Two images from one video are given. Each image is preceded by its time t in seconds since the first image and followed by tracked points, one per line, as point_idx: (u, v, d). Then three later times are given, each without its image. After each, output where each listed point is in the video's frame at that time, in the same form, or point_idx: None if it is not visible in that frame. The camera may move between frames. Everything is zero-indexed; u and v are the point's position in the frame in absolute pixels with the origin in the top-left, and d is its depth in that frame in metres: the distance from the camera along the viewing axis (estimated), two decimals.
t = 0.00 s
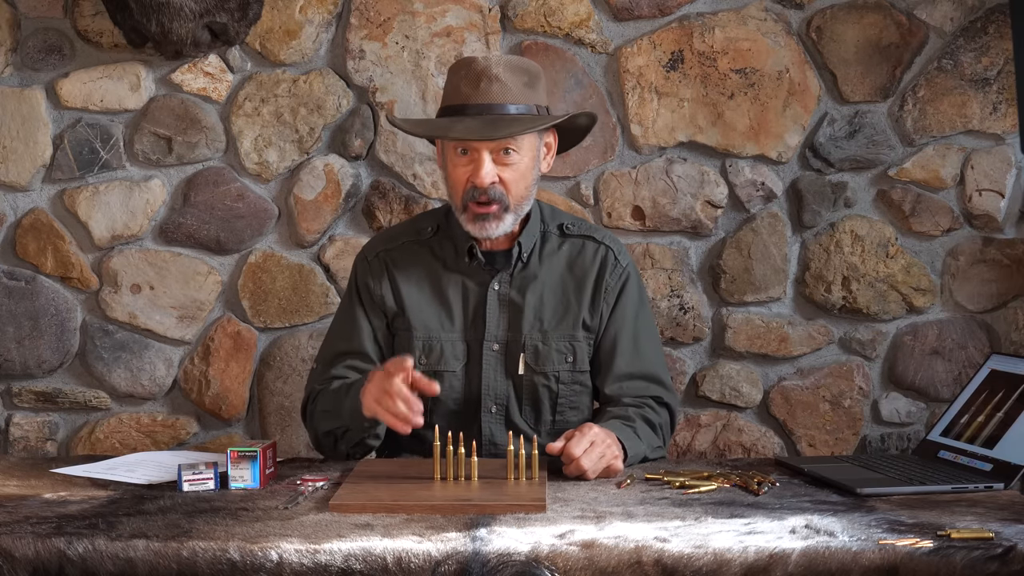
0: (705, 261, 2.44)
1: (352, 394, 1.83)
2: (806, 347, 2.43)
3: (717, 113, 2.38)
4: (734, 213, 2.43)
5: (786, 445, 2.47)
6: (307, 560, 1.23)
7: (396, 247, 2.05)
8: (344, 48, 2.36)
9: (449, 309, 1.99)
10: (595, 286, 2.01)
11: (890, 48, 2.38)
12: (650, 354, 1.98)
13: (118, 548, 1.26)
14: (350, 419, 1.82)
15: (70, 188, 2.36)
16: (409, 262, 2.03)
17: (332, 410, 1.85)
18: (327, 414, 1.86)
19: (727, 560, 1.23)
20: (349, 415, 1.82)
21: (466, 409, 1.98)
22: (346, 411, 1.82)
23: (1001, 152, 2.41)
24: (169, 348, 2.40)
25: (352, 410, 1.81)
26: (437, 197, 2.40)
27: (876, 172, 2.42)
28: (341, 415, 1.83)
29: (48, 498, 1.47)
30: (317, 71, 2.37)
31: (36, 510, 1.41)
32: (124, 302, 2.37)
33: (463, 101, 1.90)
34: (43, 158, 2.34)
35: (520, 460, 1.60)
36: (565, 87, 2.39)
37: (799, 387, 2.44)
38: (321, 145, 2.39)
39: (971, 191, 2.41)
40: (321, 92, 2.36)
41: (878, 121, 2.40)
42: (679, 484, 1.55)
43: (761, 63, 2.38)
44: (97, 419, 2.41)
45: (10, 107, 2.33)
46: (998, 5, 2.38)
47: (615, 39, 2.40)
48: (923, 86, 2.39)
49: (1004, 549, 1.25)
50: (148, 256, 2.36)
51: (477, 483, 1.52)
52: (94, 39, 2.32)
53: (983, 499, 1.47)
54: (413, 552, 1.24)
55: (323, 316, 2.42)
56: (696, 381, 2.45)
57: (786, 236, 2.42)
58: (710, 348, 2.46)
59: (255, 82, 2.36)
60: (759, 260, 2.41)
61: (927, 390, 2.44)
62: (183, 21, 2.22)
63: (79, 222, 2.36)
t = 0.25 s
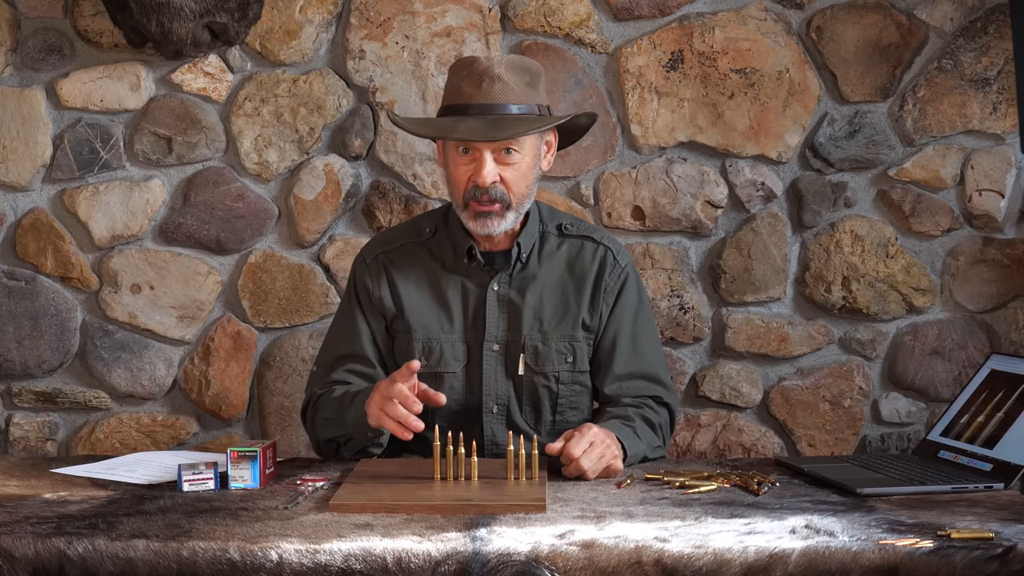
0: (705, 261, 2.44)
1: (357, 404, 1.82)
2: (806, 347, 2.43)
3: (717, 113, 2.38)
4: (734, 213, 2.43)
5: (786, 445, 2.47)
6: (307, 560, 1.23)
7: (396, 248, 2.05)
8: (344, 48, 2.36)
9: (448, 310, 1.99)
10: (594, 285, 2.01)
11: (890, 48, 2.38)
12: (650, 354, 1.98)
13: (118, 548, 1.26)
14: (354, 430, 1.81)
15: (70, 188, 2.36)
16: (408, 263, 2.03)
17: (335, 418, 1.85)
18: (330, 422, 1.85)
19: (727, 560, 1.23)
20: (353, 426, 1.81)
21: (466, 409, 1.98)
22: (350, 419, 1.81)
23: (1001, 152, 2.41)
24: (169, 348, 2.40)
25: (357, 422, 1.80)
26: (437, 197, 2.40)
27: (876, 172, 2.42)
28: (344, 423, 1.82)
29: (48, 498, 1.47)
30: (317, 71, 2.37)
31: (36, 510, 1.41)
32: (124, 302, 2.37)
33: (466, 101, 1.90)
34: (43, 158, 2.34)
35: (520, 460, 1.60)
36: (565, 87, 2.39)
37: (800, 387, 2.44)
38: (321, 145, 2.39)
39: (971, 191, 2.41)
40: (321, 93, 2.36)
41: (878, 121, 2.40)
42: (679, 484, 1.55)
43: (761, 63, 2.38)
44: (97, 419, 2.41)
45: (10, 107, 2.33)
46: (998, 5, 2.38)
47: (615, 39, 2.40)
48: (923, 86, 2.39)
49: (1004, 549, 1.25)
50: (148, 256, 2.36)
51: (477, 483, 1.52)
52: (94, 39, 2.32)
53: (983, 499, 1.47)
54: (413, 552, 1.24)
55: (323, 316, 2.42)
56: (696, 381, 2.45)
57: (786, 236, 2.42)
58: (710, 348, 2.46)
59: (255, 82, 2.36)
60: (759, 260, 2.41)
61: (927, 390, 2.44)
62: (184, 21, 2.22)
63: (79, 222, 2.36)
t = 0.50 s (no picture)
0: (705, 261, 2.44)
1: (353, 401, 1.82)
2: (806, 347, 2.43)
3: (717, 113, 2.38)
4: (734, 213, 2.43)
5: (786, 445, 2.47)
6: (307, 560, 1.23)
7: (392, 249, 2.05)
8: (344, 48, 2.36)
9: (444, 310, 1.99)
10: (590, 285, 2.01)
11: (890, 48, 2.38)
12: (646, 354, 1.98)
13: (118, 548, 1.26)
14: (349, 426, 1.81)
15: (70, 188, 2.36)
16: (404, 263, 2.03)
17: (332, 415, 1.85)
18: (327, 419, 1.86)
19: (727, 560, 1.23)
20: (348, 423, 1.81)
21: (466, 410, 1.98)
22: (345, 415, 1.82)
23: (1001, 152, 2.41)
24: (169, 348, 2.40)
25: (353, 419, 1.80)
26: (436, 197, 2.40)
27: (876, 172, 2.42)
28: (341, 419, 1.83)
29: (48, 498, 1.47)
30: (317, 71, 2.37)
31: (36, 510, 1.41)
32: (124, 302, 2.37)
33: (467, 93, 1.90)
34: (43, 159, 2.34)
35: (519, 460, 1.60)
36: (565, 87, 2.39)
37: (800, 387, 2.44)
38: (321, 145, 2.39)
39: (971, 191, 2.41)
40: (321, 93, 2.36)
41: (878, 121, 2.40)
42: (679, 484, 1.55)
43: (761, 63, 2.38)
44: (97, 419, 2.41)
45: (10, 107, 2.33)
46: (998, 5, 2.38)
47: (615, 39, 2.40)
48: (923, 86, 2.39)
49: (1004, 549, 1.25)
50: (148, 256, 2.36)
51: (477, 483, 1.52)
52: (94, 39, 2.32)
53: (983, 499, 1.47)
54: (413, 552, 1.24)
55: (323, 316, 2.42)
56: (696, 381, 2.45)
57: (786, 236, 2.42)
58: (710, 348, 2.46)
59: (255, 82, 2.36)
60: (759, 260, 2.41)
61: (927, 390, 2.44)
62: (184, 21, 2.22)
63: (79, 222, 2.36)
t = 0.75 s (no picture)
0: (705, 261, 2.44)
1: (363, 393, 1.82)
2: (806, 347, 2.43)
3: (717, 113, 2.38)
4: (734, 213, 2.43)
5: (786, 445, 2.47)
6: (307, 560, 1.23)
7: (391, 249, 2.05)
8: (344, 48, 2.36)
9: (444, 310, 1.99)
10: (589, 286, 2.01)
11: (890, 48, 2.38)
12: (644, 355, 1.98)
13: (118, 548, 1.26)
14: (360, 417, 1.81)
15: (70, 188, 2.36)
16: (403, 263, 2.03)
17: (342, 407, 1.85)
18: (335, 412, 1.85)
19: (727, 560, 1.23)
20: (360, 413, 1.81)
21: (465, 412, 1.97)
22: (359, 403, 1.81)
23: (1001, 152, 2.41)
24: (169, 348, 2.40)
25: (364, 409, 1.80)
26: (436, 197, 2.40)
27: (876, 172, 2.42)
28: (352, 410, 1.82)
29: (48, 498, 1.47)
30: (317, 71, 2.37)
31: (36, 510, 1.41)
32: (124, 302, 2.37)
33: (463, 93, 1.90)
34: (43, 158, 2.34)
35: (519, 460, 1.60)
36: (565, 87, 2.39)
37: (799, 387, 2.44)
38: (321, 145, 2.39)
39: (971, 191, 2.41)
40: (321, 93, 2.36)
41: (878, 121, 2.40)
42: (679, 484, 1.55)
43: (761, 63, 2.38)
44: (97, 419, 2.41)
45: (10, 107, 2.33)
46: (998, 5, 2.38)
47: (615, 39, 2.40)
48: (923, 86, 2.39)
49: (1004, 549, 1.25)
50: (148, 256, 2.36)
51: (477, 483, 1.52)
52: (94, 39, 2.32)
53: (983, 499, 1.47)
54: (413, 552, 1.24)
55: (323, 316, 2.42)
56: (696, 381, 2.45)
57: (786, 236, 2.42)
58: (710, 348, 2.46)
59: (255, 82, 2.36)
60: (759, 260, 2.41)
61: (927, 390, 2.44)
62: (184, 21, 2.22)
63: (79, 222, 2.36)
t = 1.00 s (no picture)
0: (705, 261, 2.44)
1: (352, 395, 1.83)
2: (806, 348, 2.43)
3: (717, 113, 2.38)
4: (734, 213, 2.43)
5: (786, 445, 2.47)
6: (307, 560, 1.23)
7: (391, 248, 2.05)
8: (344, 48, 2.36)
9: (444, 309, 2.00)
10: (589, 284, 2.01)
11: (890, 48, 2.38)
12: (646, 351, 1.96)
13: (118, 549, 1.26)
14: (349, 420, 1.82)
15: (70, 188, 2.36)
16: (403, 263, 2.04)
17: (332, 411, 1.85)
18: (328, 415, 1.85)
19: (727, 560, 1.23)
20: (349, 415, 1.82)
21: (465, 410, 1.98)
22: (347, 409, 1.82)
23: (1001, 152, 2.41)
24: (169, 348, 2.40)
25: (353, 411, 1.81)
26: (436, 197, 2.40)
27: (876, 172, 2.42)
28: (341, 415, 1.83)
29: (48, 498, 1.47)
30: (317, 71, 2.37)
31: (36, 510, 1.41)
32: (124, 302, 2.37)
33: (468, 116, 1.89)
34: (43, 158, 2.34)
35: (520, 461, 1.60)
36: (565, 87, 2.39)
37: (799, 387, 2.44)
38: (321, 145, 2.39)
39: (971, 191, 2.41)
40: (321, 93, 2.36)
41: (878, 121, 2.40)
42: (679, 484, 1.55)
43: (761, 63, 2.38)
44: (97, 419, 2.41)
45: (10, 107, 2.33)
46: (998, 5, 2.38)
47: (615, 39, 2.40)
48: (923, 86, 2.39)
49: (1004, 549, 1.25)
50: (148, 256, 2.36)
51: (477, 483, 1.52)
52: (94, 39, 2.32)
53: (983, 499, 1.47)
54: (413, 552, 1.24)
55: (323, 316, 2.42)
56: (696, 381, 2.45)
57: (786, 236, 2.42)
58: (710, 348, 2.46)
59: (255, 82, 2.36)
60: (759, 260, 2.41)
61: (927, 390, 2.44)
62: (184, 21, 2.22)
63: (79, 222, 2.36)
